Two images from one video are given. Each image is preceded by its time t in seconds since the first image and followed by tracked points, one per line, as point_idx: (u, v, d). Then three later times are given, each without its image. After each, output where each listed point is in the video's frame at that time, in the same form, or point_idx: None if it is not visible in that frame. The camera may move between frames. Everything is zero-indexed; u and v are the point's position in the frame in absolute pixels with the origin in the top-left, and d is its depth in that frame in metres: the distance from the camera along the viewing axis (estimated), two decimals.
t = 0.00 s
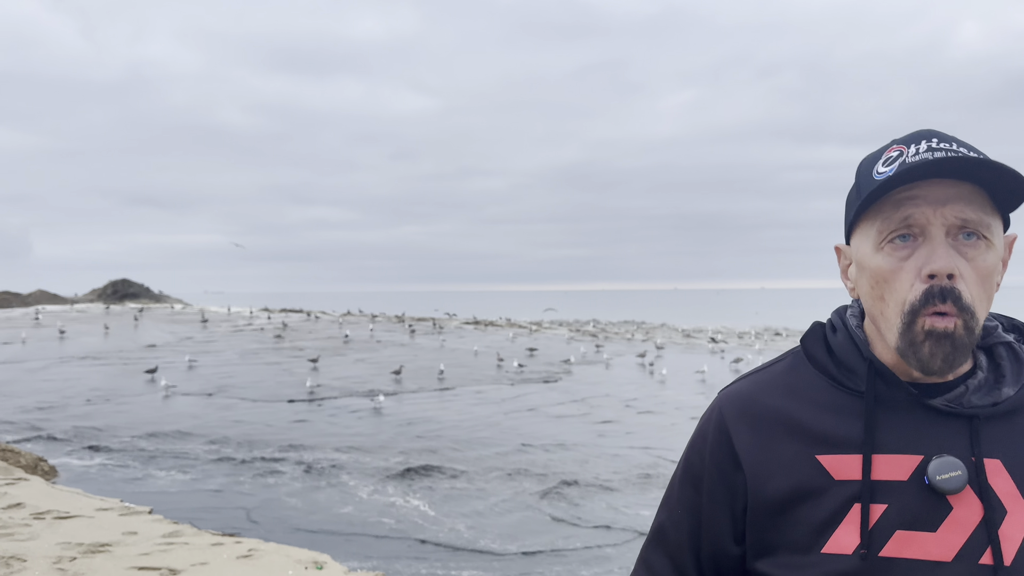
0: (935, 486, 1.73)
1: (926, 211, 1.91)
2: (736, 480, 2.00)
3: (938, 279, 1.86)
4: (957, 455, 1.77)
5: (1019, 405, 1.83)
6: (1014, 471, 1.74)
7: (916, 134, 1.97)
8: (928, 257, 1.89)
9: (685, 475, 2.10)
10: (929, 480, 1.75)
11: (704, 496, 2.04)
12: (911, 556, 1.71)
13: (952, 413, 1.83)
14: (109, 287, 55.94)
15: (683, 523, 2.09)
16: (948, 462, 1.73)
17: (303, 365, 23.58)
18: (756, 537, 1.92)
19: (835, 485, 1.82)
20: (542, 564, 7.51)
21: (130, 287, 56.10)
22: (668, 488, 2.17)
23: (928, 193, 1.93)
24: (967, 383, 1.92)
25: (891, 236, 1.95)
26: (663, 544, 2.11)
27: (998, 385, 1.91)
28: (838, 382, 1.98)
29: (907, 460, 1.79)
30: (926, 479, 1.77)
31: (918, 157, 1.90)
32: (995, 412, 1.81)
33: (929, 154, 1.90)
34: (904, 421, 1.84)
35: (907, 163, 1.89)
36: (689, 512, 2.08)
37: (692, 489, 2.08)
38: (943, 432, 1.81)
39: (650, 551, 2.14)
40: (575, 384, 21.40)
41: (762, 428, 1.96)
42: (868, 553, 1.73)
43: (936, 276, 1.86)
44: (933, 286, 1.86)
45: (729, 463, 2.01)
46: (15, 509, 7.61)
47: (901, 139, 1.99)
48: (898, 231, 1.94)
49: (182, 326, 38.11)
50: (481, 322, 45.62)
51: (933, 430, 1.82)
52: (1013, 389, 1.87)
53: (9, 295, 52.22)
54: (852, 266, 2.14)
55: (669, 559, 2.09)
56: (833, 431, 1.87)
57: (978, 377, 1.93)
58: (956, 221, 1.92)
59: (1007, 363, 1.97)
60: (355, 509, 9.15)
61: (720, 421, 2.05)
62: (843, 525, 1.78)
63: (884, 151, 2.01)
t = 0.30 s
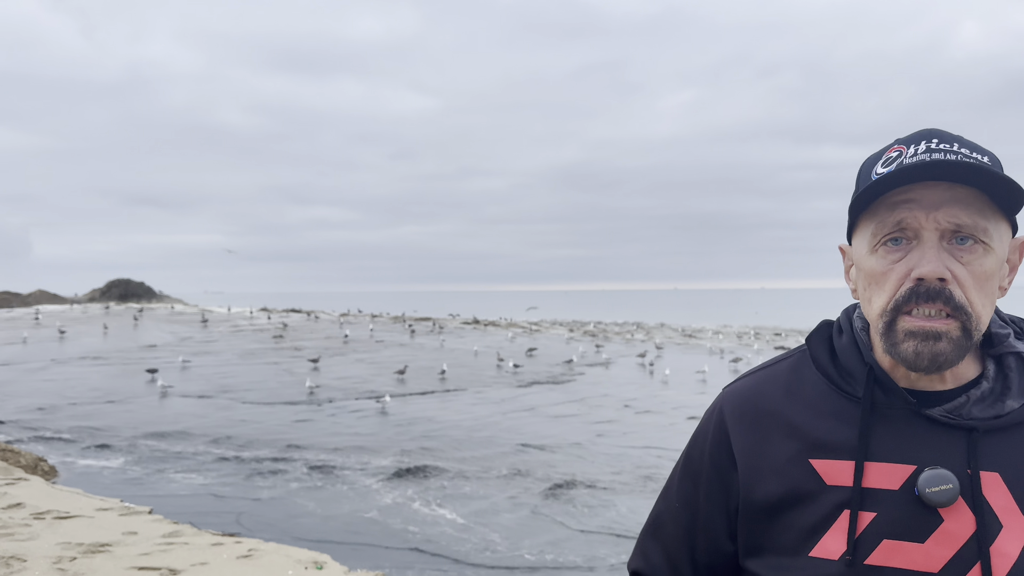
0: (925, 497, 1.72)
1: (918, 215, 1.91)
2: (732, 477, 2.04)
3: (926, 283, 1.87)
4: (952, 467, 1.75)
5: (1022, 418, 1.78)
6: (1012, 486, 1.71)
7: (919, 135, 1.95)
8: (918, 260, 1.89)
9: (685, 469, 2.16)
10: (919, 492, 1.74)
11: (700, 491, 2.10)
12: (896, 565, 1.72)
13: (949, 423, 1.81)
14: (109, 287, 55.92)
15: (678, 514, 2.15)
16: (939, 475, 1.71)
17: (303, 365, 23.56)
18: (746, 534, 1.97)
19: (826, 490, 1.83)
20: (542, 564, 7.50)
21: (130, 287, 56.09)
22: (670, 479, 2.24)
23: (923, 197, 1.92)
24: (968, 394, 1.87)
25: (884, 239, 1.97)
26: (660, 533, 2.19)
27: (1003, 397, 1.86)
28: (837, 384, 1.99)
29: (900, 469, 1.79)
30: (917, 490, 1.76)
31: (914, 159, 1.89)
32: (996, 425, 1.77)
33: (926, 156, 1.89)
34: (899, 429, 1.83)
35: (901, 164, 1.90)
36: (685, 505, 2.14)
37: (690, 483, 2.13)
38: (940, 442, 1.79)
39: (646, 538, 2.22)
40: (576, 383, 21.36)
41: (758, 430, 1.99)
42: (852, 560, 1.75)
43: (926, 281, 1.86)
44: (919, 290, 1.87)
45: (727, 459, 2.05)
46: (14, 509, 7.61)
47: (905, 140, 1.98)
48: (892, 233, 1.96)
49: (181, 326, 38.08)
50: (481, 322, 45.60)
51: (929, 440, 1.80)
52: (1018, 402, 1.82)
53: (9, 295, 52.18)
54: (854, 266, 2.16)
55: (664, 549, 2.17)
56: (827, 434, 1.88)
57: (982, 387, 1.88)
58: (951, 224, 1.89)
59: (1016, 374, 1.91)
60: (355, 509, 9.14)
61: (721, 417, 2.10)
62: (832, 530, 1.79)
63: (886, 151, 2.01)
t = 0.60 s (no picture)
0: (909, 506, 1.72)
1: (897, 225, 1.91)
2: (717, 479, 2.06)
3: (904, 296, 1.85)
4: (937, 476, 1.76)
5: (1011, 426, 1.77)
6: (1000, 494, 1.70)
7: (904, 142, 1.95)
8: (897, 271, 1.88)
9: (675, 468, 2.19)
10: (904, 500, 1.74)
11: (689, 490, 2.13)
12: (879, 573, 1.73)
13: (935, 431, 1.80)
14: (109, 287, 56.03)
15: (664, 512, 2.19)
16: (921, 484, 1.72)
17: (304, 365, 23.58)
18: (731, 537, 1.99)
19: (811, 496, 1.84)
20: (541, 564, 7.50)
21: (129, 287, 56.17)
22: (661, 476, 2.27)
23: (902, 207, 1.92)
24: (955, 400, 1.86)
25: (864, 249, 1.97)
26: (649, 529, 2.23)
27: (993, 403, 1.84)
28: (824, 391, 1.99)
29: (884, 477, 1.80)
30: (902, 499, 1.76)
31: (895, 168, 1.90)
32: (983, 432, 1.77)
33: (906, 165, 1.89)
34: (885, 437, 1.84)
35: (882, 175, 1.91)
36: (673, 500, 2.17)
37: (679, 481, 2.17)
38: (927, 450, 1.79)
39: (634, 534, 2.28)
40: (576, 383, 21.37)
41: (746, 432, 2.01)
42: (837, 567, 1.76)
43: (902, 294, 1.85)
44: (898, 303, 1.85)
45: (714, 460, 2.08)
46: (14, 509, 7.62)
47: (890, 147, 1.98)
48: (872, 244, 1.96)
49: (181, 326, 38.09)
50: (481, 322, 45.64)
51: (915, 448, 1.81)
52: (1008, 409, 1.80)
53: (9, 295, 52.25)
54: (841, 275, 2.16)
55: (650, 544, 2.21)
56: (813, 439, 1.89)
57: (970, 394, 1.87)
58: (931, 235, 1.88)
59: (1006, 380, 1.89)
60: (355, 509, 9.14)
61: (710, 419, 2.12)
62: (817, 537, 1.80)
63: (871, 158, 2.01)
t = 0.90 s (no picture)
0: (902, 504, 1.72)
1: (888, 215, 1.92)
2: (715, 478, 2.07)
3: (896, 284, 1.86)
4: (932, 474, 1.75)
5: (1006, 423, 1.76)
6: (994, 492, 1.69)
7: (895, 132, 1.95)
8: (889, 260, 1.89)
9: (673, 467, 2.20)
10: (897, 498, 1.74)
11: (688, 490, 2.14)
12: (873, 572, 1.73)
13: (930, 429, 1.80)
14: (109, 287, 56.07)
15: (664, 511, 2.20)
16: (914, 482, 1.72)
17: (304, 365, 23.58)
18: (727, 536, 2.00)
19: (807, 495, 1.85)
20: (540, 564, 7.49)
21: (129, 287, 56.18)
22: (659, 475, 2.28)
23: (893, 197, 1.92)
24: (951, 397, 1.86)
25: (856, 239, 1.99)
26: (647, 529, 2.24)
27: (988, 400, 1.84)
28: (821, 388, 2.00)
29: (878, 475, 1.80)
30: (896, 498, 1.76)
31: (886, 157, 1.90)
32: (977, 430, 1.76)
33: (898, 154, 1.89)
34: (879, 434, 1.84)
35: (873, 164, 1.91)
36: (672, 500, 2.18)
37: (677, 481, 2.18)
38: (922, 448, 1.79)
39: (633, 532, 2.29)
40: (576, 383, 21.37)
41: (743, 431, 2.02)
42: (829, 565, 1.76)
43: (894, 281, 1.86)
44: (890, 291, 1.86)
45: (713, 459, 2.09)
46: (14, 509, 7.62)
47: (880, 139, 1.98)
48: (863, 234, 1.98)
49: (181, 326, 38.09)
50: (481, 322, 45.65)
51: (909, 445, 1.81)
52: (1002, 406, 1.79)
53: (9, 295, 52.28)
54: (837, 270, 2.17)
55: (649, 543, 2.22)
56: (808, 437, 1.90)
57: (965, 391, 1.87)
58: (922, 224, 1.88)
59: (1002, 376, 1.89)
60: (354, 509, 9.14)
61: (709, 417, 2.14)
62: (811, 535, 1.81)
63: (862, 150, 2.02)
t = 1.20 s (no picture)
0: (898, 503, 1.73)
1: (860, 226, 1.94)
2: (710, 475, 2.07)
3: (864, 297, 1.87)
4: (928, 474, 1.76)
5: (1000, 422, 1.76)
6: (990, 491, 1.70)
7: (882, 139, 1.94)
8: (858, 272, 1.91)
9: (665, 461, 2.19)
10: (893, 497, 1.75)
11: (678, 484, 2.13)
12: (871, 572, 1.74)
13: (924, 429, 1.81)
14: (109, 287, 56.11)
15: (650, 504, 2.18)
16: (911, 481, 1.73)
17: (303, 365, 23.59)
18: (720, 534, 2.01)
19: (804, 495, 1.86)
20: (540, 564, 7.49)
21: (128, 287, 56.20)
22: (649, 465, 2.27)
23: (868, 208, 1.93)
24: (944, 398, 1.86)
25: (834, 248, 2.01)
26: (629, 520, 2.22)
27: (982, 399, 1.84)
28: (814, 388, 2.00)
29: (875, 476, 1.81)
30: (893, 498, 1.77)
31: (864, 167, 1.90)
32: (972, 429, 1.77)
33: (876, 164, 1.89)
34: (873, 436, 1.85)
35: (851, 174, 1.92)
36: (659, 491, 2.17)
37: (668, 474, 2.17)
38: (917, 450, 1.80)
39: (612, 519, 2.27)
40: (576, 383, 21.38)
41: (738, 429, 2.02)
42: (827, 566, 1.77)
43: (862, 293, 1.87)
44: (858, 303, 1.88)
45: (707, 455, 2.09)
46: (14, 509, 7.62)
47: (868, 146, 1.98)
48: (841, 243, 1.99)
49: (181, 326, 38.09)
50: (480, 322, 45.70)
51: (905, 446, 1.81)
52: (996, 404, 1.79)
53: (9, 295, 52.29)
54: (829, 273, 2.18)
55: (630, 533, 2.20)
56: (804, 438, 1.91)
57: (959, 390, 1.87)
58: (894, 236, 1.88)
59: (995, 375, 1.88)
60: (354, 509, 9.14)
61: (704, 413, 2.13)
62: (809, 536, 1.82)
63: (851, 156, 2.02)
